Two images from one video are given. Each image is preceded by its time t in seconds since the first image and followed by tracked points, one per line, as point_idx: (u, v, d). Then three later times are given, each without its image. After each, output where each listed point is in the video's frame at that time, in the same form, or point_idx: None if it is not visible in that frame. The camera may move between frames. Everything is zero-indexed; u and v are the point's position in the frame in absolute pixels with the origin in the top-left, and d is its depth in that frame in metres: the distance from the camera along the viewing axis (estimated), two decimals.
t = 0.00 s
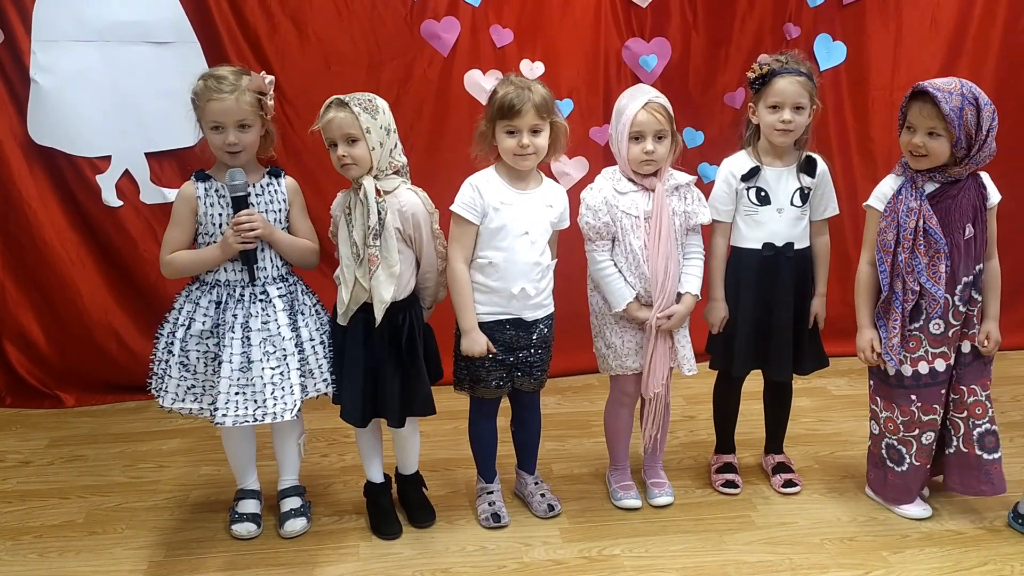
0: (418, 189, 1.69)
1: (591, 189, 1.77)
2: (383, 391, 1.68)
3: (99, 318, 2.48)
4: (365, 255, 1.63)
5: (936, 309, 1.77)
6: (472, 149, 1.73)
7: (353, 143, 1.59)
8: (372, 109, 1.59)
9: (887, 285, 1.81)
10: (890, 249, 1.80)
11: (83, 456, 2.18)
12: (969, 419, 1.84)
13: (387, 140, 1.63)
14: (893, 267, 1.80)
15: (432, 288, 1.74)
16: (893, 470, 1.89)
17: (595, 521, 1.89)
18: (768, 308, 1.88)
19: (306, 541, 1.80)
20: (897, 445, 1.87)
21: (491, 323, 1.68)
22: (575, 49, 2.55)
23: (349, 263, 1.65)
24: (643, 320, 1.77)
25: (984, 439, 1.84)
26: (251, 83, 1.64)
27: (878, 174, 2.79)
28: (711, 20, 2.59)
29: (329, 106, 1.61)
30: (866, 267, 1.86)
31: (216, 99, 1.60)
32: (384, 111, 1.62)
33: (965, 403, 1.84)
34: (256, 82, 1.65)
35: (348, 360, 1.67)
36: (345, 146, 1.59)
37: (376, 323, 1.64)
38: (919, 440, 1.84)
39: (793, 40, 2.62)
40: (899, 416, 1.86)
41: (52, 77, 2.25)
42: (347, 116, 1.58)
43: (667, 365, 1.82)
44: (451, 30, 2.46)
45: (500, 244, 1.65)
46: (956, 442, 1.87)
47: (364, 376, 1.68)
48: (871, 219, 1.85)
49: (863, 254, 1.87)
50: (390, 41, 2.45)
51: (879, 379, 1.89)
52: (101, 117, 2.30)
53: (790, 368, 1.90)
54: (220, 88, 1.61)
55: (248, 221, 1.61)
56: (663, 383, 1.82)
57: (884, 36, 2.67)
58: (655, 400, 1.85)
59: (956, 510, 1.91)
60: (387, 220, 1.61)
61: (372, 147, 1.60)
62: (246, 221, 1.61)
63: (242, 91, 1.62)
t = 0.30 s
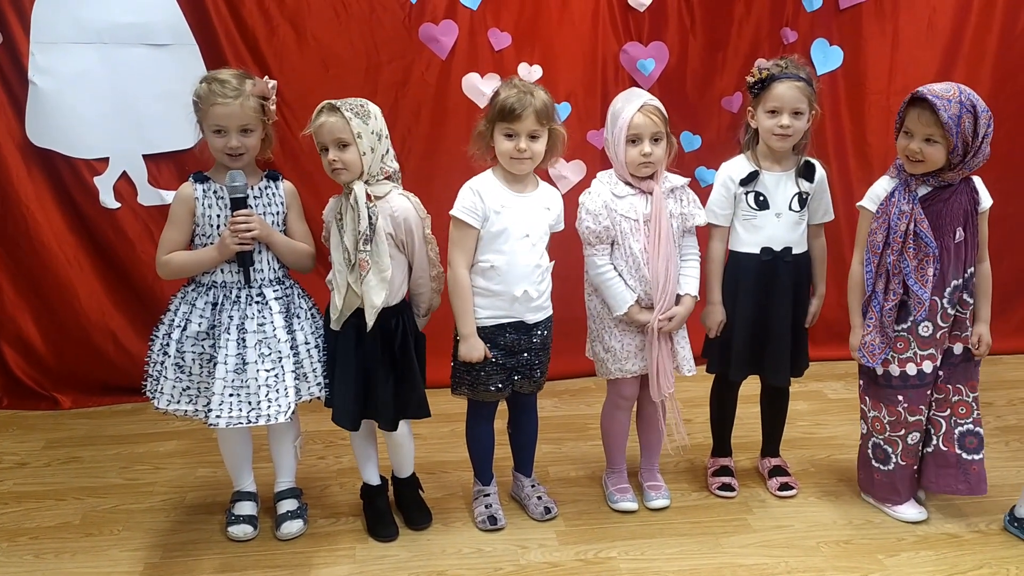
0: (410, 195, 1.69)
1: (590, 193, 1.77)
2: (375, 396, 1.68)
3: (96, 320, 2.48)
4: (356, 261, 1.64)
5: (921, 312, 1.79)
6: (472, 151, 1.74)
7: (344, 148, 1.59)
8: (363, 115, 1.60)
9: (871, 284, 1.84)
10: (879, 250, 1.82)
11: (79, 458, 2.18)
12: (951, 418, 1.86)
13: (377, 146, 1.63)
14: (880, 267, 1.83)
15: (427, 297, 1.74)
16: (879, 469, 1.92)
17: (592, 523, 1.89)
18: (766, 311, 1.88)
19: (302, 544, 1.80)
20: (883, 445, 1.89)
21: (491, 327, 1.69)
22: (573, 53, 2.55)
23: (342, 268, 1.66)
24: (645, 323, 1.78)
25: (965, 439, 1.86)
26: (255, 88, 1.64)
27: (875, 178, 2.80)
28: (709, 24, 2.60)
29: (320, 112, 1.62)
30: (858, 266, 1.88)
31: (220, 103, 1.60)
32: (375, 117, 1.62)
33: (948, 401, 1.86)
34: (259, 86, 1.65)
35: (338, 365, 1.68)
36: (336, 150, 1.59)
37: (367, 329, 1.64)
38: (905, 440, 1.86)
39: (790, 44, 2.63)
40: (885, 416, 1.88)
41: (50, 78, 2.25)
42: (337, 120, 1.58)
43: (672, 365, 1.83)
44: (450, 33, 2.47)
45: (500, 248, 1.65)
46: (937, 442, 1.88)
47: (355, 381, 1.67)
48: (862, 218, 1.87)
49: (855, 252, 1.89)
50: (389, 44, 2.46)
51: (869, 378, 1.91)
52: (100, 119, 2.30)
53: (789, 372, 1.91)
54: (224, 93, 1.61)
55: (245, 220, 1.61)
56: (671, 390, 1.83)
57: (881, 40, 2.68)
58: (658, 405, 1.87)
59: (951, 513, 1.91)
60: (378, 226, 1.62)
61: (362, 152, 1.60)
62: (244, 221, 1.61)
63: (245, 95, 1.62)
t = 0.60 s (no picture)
0: (407, 196, 1.69)
1: (585, 191, 1.78)
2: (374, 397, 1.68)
3: (96, 320, 2.48)
4: (353, 263, 1.64)
5: (925, 310, 1.79)
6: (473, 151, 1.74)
7: (340, 150, 1.60)
8: (360, 116, 1.60)
9: (879, 284, 1.83)
10: (885, 249, 1.82)
11: (80, 457, 2.18)
12: (958, 415, 1.88)
13: (374, 147, 1.64)
14: (887, 267, 1.83)
15: (428, 297, 1.74)
16: (879, 469, 1.92)
17: (591, 524, 1.89)
18: (767, 312, 1.88)
19: (302, 543, 1.80)
20: (883, 444, 1.89)
21: (492, 327, 1.69)
22: (574, 54, 2.55)
23: (339, 270, 1.66)
24: (635, 324, 1.78)
25: (973, 434, 1.89)
26: (257, 89, 1.64)
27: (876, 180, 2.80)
28: (710, 26, 2.60)
29: (316, 114, 1.62)
30: (863, 264, 1.88)
31: (222, 103, 1.60)
32: (372, 118, 1.63)
33: (955, 399, 1.87)
34: (261, 87, 1.66)
35: (338, 365, 1.68)
36: (332, 152, 1.60)
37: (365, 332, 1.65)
38: (906, 439, 1.86)
39: (791, 46, 2.63)
40: (887, 415, 1.88)
41: (52, 77, 2.26)
42: (334, 123, 1.58)
43: (661, 368, 1.82)
44: (451, 34, 2.47)
45: (500, 249, 1.66)
46: (946, 441, 1.88)
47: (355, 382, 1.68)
48: (865, 217, 1.87)
49: (858, 251, 1.89)
50: (390, 44, 2.46)
51: (870, 378, 1.91)
52: (101, 119, 2.31)
53: (790, 375, 1.90)
54: (226, 93, 1.61)
55: (247, 217, 1.62)
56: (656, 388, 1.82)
57: (882, 41, 2.68)
58: (647, 404, 1.86)
59: (952, 515, 1.91)
60: (374, 228, 1.61)
61: (359, 153, 1.61)
62: (247, 217, 1.61)
63: (246, 96, 1.63)
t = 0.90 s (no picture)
0: (405, 199, 1.68)
1: (586, 195, 1.77)
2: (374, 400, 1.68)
3: (97, 322, 2.48)
4: (352, 267, 1.64)
5: (922, 310, 1.80)
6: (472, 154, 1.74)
7: (337, 155, 1.59)
8: (356, 121, 1.60)
9: (880, 284, 1.83)
10: (886, 250, 1.81)
11: (79, 459, 2.18)
12: (955, 413, 1.89)
13: (371, 151, 1.64)
14: (889, 268, 1.82)
15: (430, 299, 1.72)
16: (869, 468, 1.91)
17: (592, 527, 1.89)
18: (767, 315, 1.88)
19: (302, 546, 1.79)
20: (874, 443, 1.89)
21: (492, 330, 1.69)
22: (574, 55, 2.55)
23: (338, 275, 1.66)
24: (637, 327, 1.78)
25: (971, 430, 1.90)
26: (255, 89, 1.64)
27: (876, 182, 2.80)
28: (710, 28, 2.60)
29: (313, 118, 1.61)
30: (862, 263, 1.88)
31: (218, 101, 1.60)
32: (368, 121, 1.62)
33: (952, 398, 1.88)
34: (259, 88, 1.66)
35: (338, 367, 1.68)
36: (330, 158, 1.59)
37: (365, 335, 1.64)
38: (897, 437, 1.88)
39: (791, 48, 2.63)
40: (880, 413, 1.89)
41: (52, 79, 2.26)
42: (330, 127, 1.58)
43: (661, 372, 1.82)
44: (451, 36, 2.47)
45: (500, 252, 1.65)
46: (946, 441, 1.89)
47: (355, 385, 1.67)
48: (866, 216, 1.86)
49: (857, 251, 1.89)
50: (390, 47, 2.46)
51: (867, 375, 1.92)
52: (101, 121, 2.31)
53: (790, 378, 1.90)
54: (223, 91, 1.61)
55: (244, 221, 1.62)
56: (654, 390, 1.82)
57: (883, 43, 2.68)
58: (648, 407, 1.85)
59: (953, 518, 1.91)
60: (373, 232, 1.62)
61: (356, 157, 1.60)
62: (244, 222, 1.62)
63: (244, 96, 1.63)
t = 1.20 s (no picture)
0: (407, 200, 1.68)
1: (593, 200, 1.76)
2: (376, 403, 1.68)
3: (97, 325, 2.48)
4: (356, 270, 1.63)
5: (920, 315, 1.80)
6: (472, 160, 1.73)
7: (336, 159, 1.59)
8: (352, 123, 1.59)
9: (876, 289, 1.84)
10: (884, 254, 1.82)
11: (79, 463, 2.17)
12: (959, 413, 1.89)
13: (369, 153, 1.63)
14: (885, 273, 1.83)
15: (431, 295, 1.72)
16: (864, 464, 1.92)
17: (593, 531, 1.88)
18: (768, 319, 1.88)
19: (302, 550, 1.79)
20: (868, 439, 1.90)
21: (494, 334, 1.68)
22: (575, 57, 2.55)
23: (342, 278, 1.65)
24: (649, 330, 1.78)
25: (973, 427, 1.90)
26: (253, 90, 1.65)
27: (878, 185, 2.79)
28: (711, 31, 2.59)
29: (309, 123, 1.61)
30: (859, 267, 1.88)
31: (215, 102, 1.60)
32: (364, 124, 1.62)
33: (957, 400, 1.88)
34: (257, 90, 1.66)
35: (342, 370, 1.68)
36: (328, 162, 1.59)
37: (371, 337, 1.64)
38: (890, 435, 1.87)
39: (792, 51, 2.63)
40: (874, 411, 1.89)
41: (52, 82, 2.25)
42: (327, 132, 1.58)
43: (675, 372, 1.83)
44: (452, 39, 2.47)
45: (501, 254, 1.65)
46: (952, 443, 1.89)
47: (357, 388, 1.67)
48: (867, 221, 1.86)
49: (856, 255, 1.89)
50: (391, 50, 2.46)
51: (864, 375, 1.92)
52: (101, 124, 2.30)
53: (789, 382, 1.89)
54: (220, 92, 1.61)
55: (240, 220, 1.61)
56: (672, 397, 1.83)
57: (884, 45, 2.68)
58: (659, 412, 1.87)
59: (956, 522, 1.90)
60: (376, 235, 1.61)
61: (354, 161, 1.60)
62: (239, 220, 1.61)
63: (242, 97, 1.63)
